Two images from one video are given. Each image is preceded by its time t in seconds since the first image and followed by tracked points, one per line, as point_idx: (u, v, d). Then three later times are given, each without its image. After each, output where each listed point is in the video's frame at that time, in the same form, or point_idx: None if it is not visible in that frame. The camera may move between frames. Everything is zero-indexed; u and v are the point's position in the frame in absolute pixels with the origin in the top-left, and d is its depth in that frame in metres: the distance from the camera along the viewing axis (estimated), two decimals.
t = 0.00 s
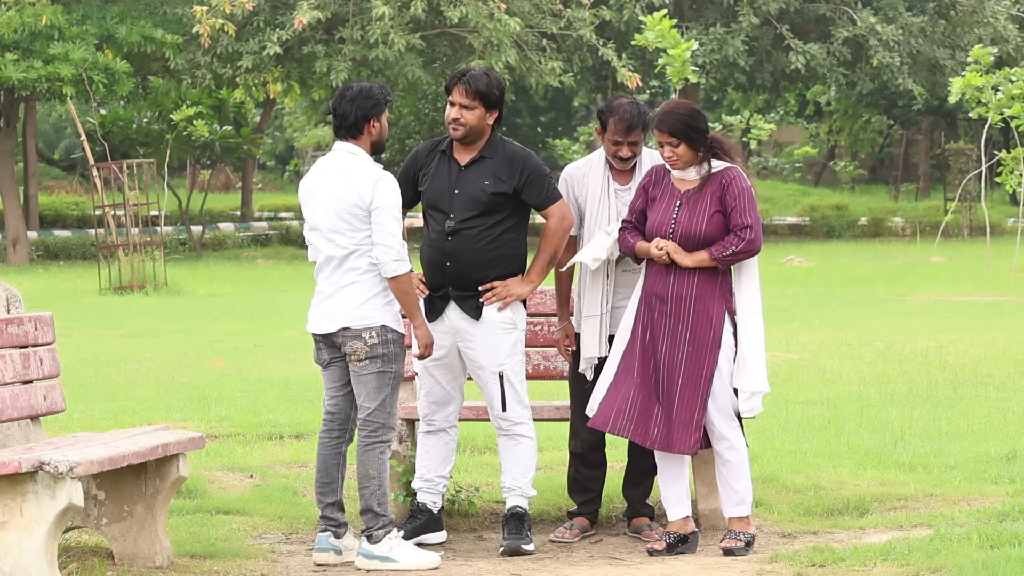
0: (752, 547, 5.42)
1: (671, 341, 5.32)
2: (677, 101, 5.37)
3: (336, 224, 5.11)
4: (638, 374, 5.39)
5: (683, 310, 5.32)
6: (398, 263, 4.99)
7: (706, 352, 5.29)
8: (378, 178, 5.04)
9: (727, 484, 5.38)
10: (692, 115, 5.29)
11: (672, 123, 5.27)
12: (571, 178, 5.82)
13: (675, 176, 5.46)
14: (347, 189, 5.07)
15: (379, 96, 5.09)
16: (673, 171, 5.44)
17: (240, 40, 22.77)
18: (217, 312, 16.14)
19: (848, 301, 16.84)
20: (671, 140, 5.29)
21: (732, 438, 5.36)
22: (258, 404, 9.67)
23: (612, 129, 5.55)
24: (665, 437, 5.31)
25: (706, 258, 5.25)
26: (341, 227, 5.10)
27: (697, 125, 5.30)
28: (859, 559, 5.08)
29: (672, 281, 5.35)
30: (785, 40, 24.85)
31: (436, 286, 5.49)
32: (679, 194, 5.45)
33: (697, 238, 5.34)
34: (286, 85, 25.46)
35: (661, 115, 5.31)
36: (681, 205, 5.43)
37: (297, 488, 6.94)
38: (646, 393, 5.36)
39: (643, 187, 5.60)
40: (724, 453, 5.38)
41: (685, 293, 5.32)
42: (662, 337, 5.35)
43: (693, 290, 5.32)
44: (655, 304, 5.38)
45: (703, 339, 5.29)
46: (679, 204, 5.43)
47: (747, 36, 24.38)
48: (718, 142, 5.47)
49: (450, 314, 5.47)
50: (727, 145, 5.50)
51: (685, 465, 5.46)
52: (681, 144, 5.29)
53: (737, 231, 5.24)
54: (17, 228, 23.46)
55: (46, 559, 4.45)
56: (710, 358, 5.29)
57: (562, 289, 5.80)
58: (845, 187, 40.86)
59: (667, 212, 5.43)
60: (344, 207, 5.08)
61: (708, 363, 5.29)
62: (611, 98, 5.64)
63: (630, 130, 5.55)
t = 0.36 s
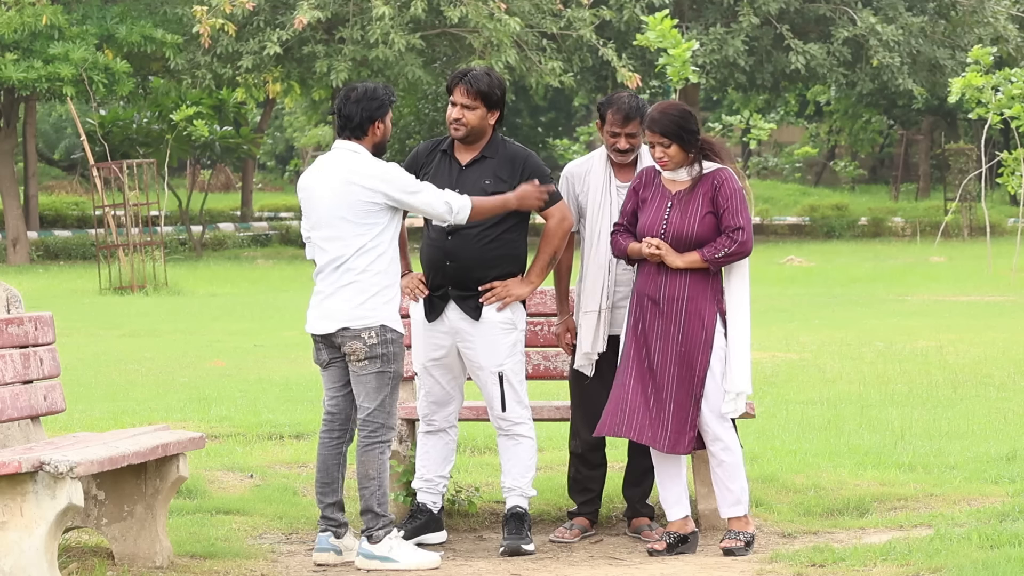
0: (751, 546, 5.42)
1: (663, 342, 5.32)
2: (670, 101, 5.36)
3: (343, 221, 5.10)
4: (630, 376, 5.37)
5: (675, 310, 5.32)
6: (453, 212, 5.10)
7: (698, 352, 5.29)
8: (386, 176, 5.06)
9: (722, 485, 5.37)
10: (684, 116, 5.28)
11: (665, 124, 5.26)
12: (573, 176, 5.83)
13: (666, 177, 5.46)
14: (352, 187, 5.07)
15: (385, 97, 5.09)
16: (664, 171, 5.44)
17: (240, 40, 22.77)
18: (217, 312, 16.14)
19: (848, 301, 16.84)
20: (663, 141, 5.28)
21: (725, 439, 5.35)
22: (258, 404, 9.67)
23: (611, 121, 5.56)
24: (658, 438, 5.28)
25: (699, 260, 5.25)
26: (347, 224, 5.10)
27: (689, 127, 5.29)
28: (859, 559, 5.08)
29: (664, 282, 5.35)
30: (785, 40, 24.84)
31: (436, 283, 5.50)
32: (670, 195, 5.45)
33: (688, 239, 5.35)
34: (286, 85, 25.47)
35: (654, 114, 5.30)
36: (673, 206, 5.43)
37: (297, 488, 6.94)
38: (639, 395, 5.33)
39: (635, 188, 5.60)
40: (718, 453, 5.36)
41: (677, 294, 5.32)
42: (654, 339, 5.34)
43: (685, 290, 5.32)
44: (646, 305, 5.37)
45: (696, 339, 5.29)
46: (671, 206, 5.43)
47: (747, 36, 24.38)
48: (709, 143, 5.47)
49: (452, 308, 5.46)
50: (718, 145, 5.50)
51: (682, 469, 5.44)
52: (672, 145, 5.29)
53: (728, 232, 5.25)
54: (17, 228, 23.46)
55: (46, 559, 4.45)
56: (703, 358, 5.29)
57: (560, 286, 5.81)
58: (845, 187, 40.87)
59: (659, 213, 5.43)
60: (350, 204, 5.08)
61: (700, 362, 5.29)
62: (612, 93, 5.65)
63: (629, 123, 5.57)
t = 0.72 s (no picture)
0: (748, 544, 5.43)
1: (654, 343, 5.31)
2: (664, 104, 5.34)
3: (349, 224, 5.10)
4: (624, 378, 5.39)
5: (667, 313, 5.30)
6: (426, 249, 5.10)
7: (687, 353, 5.26)
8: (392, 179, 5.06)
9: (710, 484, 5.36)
10: (677, 118, 5.26)
11: (659, 126, 5.24)
12: (571, 175, 5.82)
13: (659, 180, 5.45)
14: (358, 188, 5.07)
15: (390, 96, 5.09)
16: (657, 174, 5.43)
17: (240, 40, 22.77)
18: (217, 312, 16.15)
19: (848, 300, 16.84)
20: (657, 143, 5.27)
21: (708, 442, 5.29)
22: (258, 404, 9.67)
23: (608, 116, 5.55)
24: (648, 438, 5.28)
25: (693, 265, 5.25)
26: (353, 226, 5.09)
27: (682, 129, 5.28)
28: (859, 559, 5.08)
29: (659, 284, 5.34)
30: (785, 40, 24.84)
31: (433, 285, 5.49)
32: (663, 199, 5.45)
33: (683, 242, 5.35)
34: (286, 85, 25.47)
35: (646, 118, 5.28)
36: (667, 209, 5.43)
37: (297, 488, 6.94)
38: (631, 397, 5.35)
39: (628, 193, 5.59)
40: (705, 456, 5.32)
41: (671, 297, 5.31)
42: (645, 341, 5.34)
43: (680, 294, 5.31)
44: (641, 308, 5.37)
45: (686, 340, 5.27)
46: (664, 209, 5.43)
47: (747, 36, 24.38)
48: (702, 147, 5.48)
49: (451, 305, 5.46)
50: (709, 150, 5.51)
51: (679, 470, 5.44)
52: (665, 148, 5.28)
53: (723, 238, 5.25)
54: (17, 228, 23.45)
55: (46, 559, 4.44)
56: (692, 359, 5.26)
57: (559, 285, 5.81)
58: (845, 187, 40.88)
59: (653, 217, 5.43)
60: (357, 206, 5.08)
61: (689, 363, 5.25)
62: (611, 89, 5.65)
63: (625, 118, 5.54)
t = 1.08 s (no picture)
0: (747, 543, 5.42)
1: (651, 343, 5.31)
2: (664, 104, 5.34)
3: (348, 225, 5.10)
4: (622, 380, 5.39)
5: (665, 313, 5.31)
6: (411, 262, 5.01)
7: (684, 353, 5.26)
8: (389, 179, 5.04)
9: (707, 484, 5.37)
10: (676, 117, 5.27)
11: (658, 125, 5.25)
12: (567, 174, 5.78)
13: (659, 181, 5.46)
14: (356, 188, 5.07)
15: (393, 96, 5.08)
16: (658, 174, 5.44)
17: (241, 40, 22.77)
18: (218, 312, 16.15)
19: (848, 300, 16.85)
20: (656, 142, 5.28)
21: (706, 441, 5.30)
22: (258, 404, 9.67)
23: (602, 114, 5.54)
24: (647, 439, 5.29)
25: (687, 264, 5.25)
26: (351, 227, 5.09)
27: (681, 128, 5.28)
28: (859, 559, 5.08)
29: (657, 284, 5.35)
30: (785, 40, 24.85)
31: (433, 286, 5.49)
32: (663, 199, 5.45)
33: (680, 242, 5.34)
34: (286, 85, 25.48)
35: (646, 117, 5.29)
36: (665, 210, 5.43)
37: (297, 488, 6.94)
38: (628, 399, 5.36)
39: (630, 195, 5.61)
40: (702, 456, 5.32)
41: (668, 298, 5.32)
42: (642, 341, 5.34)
43: (677, 294, 5.32)
44: (639, 309, 5.38)
45: (683, 340, 5.27)
46: (663, 209, 5.44)
47: (747, 36, 24.38)
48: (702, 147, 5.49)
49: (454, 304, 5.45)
50: (709, 150, 5.52)
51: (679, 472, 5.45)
52: (664, 146, 5.29)
53: (720, 238, 5.25)
54: (17, 228, 23.46)
55: (46, 559, 4.44)
56: (688, 358, 5.26)
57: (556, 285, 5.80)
58: (845, 187, 40.88)
59: (651, 216, 5.44)
60: (355, 207, 5.08)
61: (685, 363, 5.25)
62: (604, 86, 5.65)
63: (619, 115, 5.53)
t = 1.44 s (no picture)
0: (749, 545, 5.40)
1: (661, 344, 5.31)
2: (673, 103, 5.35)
3: (341, 225, 5.10)
4: (630, 378, 5.38)
5: (674, 313, 5.31)
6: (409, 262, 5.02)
7: (695, 352, 5.26)
8: (383, 179, 5.04)
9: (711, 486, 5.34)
10: (688, 118, 5.27)
11: (670, 125, 5.26)
12: (563, 173, 5.78)
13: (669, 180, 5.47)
14: (350, 189, 5.07)
15: (390, 97, 5.07)
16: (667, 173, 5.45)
17: (241, 40, 22.77)
18: (218, 312, 16.15)
19: (848, 300, 16.85)
20: (668, 142, 5.28)
21: (716, 444, 5.30)
22: (258, 404, 9.67)
23: (599, 111, 5.55)
24: (658, 440, 5.30)
25: (692, 216, 5.20)
26: (344, 227, 5.09)
27: (694, 129, 5.30)
28: (859, 558, 5.08)
29: (666, 282, 5.35)
30: (785, 40, 24.85)
31: (434, 287, 5.49)
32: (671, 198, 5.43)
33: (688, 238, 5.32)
34: (286, 85, 25.48)
35: (657, 117, 5.28)
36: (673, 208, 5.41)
37: (297, 488, 6.94)
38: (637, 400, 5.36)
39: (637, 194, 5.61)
40: (711, 458, 5.31)
41: (677, 296, 5.32)
42: (652, 340, 5.33)
43: (686, 292, 5.32)
44: (648, 308, 5.37)
45: (694, 340, 5.27)
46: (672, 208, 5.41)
47: (747, 36, 24.39)
48: (713, 146, 5.47)
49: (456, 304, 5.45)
50: (721, 149, 5.50)
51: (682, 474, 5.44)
52: (676, 147, 5.29)
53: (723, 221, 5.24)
54: (17, 228, 23.45)
55: (46, 559, 4.44)
56: (699, 360, 5.26)
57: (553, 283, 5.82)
58: (845, 187, 40.89)
59: (660, 217, 5.39)
60: (349, 207, 5.08)
61: (696, 365, 5.26)
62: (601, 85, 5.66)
63: (616, 112, 5.54)
